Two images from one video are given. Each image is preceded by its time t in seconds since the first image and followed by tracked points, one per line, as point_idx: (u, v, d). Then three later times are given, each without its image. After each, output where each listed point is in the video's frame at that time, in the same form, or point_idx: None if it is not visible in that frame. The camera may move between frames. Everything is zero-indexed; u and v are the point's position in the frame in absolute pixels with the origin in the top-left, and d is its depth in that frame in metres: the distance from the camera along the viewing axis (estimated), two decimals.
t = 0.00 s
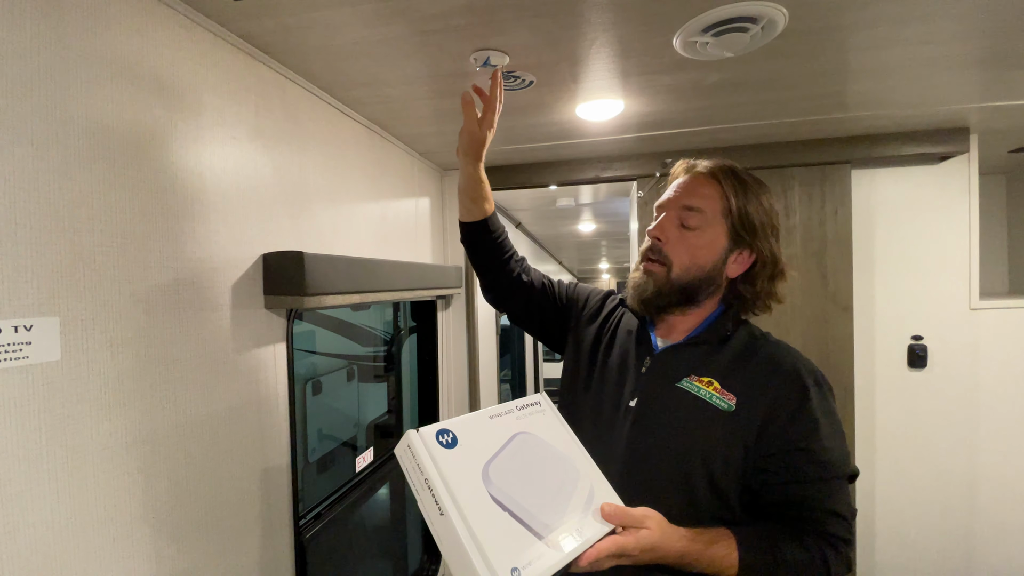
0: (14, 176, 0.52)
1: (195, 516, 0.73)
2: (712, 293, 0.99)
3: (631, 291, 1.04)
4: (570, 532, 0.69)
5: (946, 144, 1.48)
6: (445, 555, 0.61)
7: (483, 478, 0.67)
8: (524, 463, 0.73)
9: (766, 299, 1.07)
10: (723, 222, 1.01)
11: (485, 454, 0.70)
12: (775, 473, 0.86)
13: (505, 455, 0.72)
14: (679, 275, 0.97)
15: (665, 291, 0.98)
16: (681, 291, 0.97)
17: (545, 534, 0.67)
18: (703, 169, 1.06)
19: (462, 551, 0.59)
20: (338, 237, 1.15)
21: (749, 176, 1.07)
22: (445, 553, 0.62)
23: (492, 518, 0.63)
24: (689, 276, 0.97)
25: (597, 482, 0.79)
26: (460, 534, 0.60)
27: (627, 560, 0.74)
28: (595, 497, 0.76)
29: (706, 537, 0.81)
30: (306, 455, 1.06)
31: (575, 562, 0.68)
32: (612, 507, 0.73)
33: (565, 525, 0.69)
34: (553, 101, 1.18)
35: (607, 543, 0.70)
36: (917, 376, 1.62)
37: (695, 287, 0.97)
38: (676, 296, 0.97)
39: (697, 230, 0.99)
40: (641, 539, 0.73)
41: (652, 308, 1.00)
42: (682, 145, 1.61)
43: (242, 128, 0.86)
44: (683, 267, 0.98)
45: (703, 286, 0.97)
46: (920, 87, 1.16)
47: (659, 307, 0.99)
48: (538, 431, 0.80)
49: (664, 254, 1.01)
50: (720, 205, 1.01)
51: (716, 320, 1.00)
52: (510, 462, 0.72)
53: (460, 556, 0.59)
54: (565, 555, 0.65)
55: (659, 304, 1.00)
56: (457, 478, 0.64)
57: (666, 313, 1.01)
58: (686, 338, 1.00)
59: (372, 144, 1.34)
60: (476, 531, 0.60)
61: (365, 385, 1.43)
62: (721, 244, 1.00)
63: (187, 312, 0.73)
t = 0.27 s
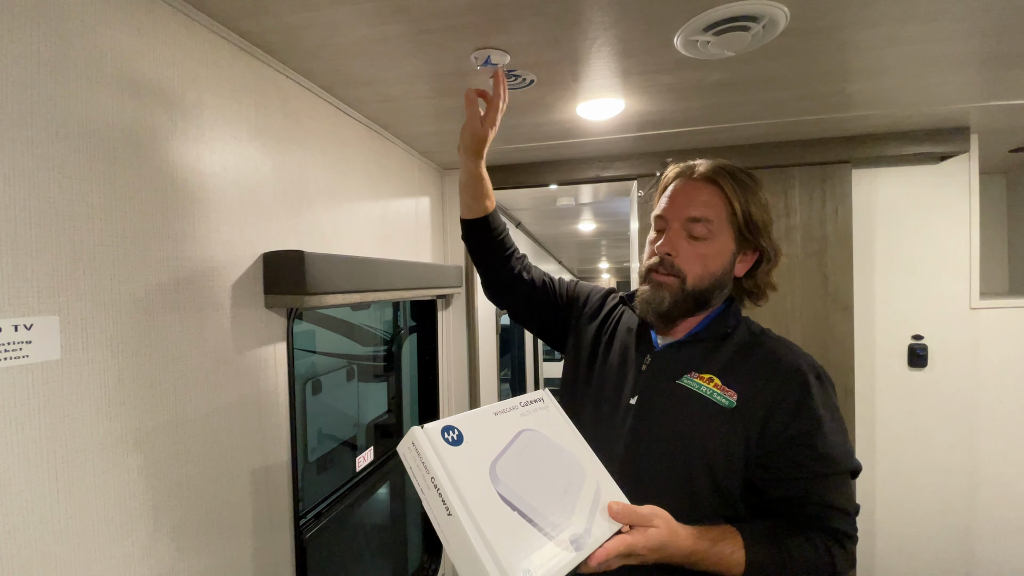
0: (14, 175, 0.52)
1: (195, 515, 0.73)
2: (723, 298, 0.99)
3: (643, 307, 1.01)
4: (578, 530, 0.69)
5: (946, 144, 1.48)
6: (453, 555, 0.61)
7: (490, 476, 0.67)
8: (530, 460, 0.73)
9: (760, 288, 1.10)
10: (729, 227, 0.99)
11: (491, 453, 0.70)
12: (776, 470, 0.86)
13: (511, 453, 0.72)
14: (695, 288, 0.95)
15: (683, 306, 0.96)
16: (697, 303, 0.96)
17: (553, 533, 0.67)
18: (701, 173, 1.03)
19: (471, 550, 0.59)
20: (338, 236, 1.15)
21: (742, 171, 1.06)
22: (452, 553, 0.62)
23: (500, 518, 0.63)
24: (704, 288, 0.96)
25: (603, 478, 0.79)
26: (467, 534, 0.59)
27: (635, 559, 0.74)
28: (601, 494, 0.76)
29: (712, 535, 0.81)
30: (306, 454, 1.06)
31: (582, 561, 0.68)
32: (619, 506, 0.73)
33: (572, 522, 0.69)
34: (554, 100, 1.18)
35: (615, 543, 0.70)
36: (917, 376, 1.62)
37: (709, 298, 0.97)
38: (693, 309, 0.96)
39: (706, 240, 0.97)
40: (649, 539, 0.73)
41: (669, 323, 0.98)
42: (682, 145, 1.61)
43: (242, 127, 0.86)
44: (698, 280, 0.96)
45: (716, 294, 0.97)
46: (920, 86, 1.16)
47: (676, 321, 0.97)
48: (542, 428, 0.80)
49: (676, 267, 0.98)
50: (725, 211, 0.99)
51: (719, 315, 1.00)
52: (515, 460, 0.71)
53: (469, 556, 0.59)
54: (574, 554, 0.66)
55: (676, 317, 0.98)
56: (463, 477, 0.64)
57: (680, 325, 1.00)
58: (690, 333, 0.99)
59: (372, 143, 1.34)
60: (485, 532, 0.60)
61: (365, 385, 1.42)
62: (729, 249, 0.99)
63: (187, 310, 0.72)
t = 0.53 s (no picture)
0: (13, 172, 0.52)
1: (195, 515, 0.73)
2: (722, 295, 1.00)
3: (643, 308, 1.00)
4: (578, 530, 0.69)
5: (947, 142, 1.48)
6: (452, 556, 0.61)
7: (489, 477, 0.67)
8: (529, 460, 0.73)
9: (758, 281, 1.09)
10: (725, 224, 0.99)
11: (490, 453, 0.70)
12: (776, 469, 0.86)
13: (511, 453, 0.72)
14: (695, 288, 0.96)
15: (684, 306, 0.96)
16: (697, 302, 0.97)
17: (553, 533, 0.66)
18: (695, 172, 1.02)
19: (470, 552, 0.59)
20: (338, 235, 1.14)
21: (735, 167, 1.05)
22: (451, 554, 0.61)
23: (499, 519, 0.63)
24: (704, 287, 0.96)
25: (602, 477, 0.79)
26: (467, 535, 0.59)
27: (635, 559, 0.74)
28: (601, 494, 0.76)
29: (714, 533, 0.81)
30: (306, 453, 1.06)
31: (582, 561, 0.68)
32: (620, 505, 0.73)
33: (572, 523, 0.69)
34: (555, 98, 1.17)
35: (615, 542, 0.70)
36: (917, 375, 1.62)
37: (709, 296, 0.97)
38: (693, 308, 0.97)
39: (703, 238, 0.97)
40: (650, 538, 0.73)
41: (671, 323, 0.98)
42: (682, 143, 1.61)
43: (242, 125, 0.86)
44: (697, 280, 0.96)
45: (716, 292, 0.97)
46: (921, 85, 1.16)
47: (677, 321, 0.98)
48: (542, 427, 0.80)
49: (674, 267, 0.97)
50: (721, 208, 0.99)
51: (719, 312, 0.99)
52: (515, 460, 0.71)
53: (468, 557, 0.59)
54: (573, 554, 0.65)
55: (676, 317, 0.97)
56: (462, 477, 0.64)
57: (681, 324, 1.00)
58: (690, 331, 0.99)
59: (373, 141, 1.34)
60: (484, 533, 0.60)
61: (365, 384, 1.42)
62: (726, 246, 0.99)
63: (187, 309, 0.72)
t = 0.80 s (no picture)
0: (14, 170, 0.52)
1: (195, 513, 0.73)
2: (718, 290, 1.00)
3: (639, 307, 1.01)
4: (575, 525, 0.69)
5: (947, 141, 1.48)
6: (448, 549, 0.61)
7: (486, 470, 0.67)
8: (526, 455, 0.73)
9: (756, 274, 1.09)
10: (718, 220, 0.99)
11: (487, 447, 0.70)
12: (775, 466, 0.86)
13: (508, 447, 0.72)
14: (690, 285, 0.96)
15: (679, 304, 0.96)
16: (692, 300, 0.97)
17: (549, 527, 0.66)
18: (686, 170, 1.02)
19: (467, 544, 0.58)
20: (338, 233, 1.14)
21: (728, 163, 1.05)
22: (447, 547, 0.61)
23: (496, 511, 0.63)
24: (698, 284, 0.96)
25: (599, 473, 0.79)
26: (463, 527, 0.59)
27: (631, 553, 0.74)
28: (598, 489, 0.76)
29: (712, 529, 0.81)
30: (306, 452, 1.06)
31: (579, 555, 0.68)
32: (617, 500, 0.73)
33: (568, 517, 0.69)
34: (555, 96, 1.17)
35: (611, 536, 0.70)
36: (917, 373, 1.62)
37: (704, 293, 0.97)
38: (689, 305, 0.97)
39: (696, 235, 0.97)
40: (646, 532, 0.73)
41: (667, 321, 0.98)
42: (682, 142, 1.61)
43: (242, 123, 0.85)
44: (691, 277, 0.96)
45: (712, 288, 0.98)
46: (921, 83, 1.16)
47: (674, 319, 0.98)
48: (539, 423, 0.80)
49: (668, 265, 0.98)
50: (713, 204, 0.99)
51: (717, 310, 0.99)
52: (511, 454, 0.71)
53: (464, 550, 0.59)
54: (570, 549, 0.65)
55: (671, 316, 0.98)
56: (459, 470, 0.64)
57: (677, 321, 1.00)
58: (688, 329, 0.99)
59: (372, 140, 1.34)
60: (480, 525, 0.60)
61: (365, 383, 1.42)
62: (719, 242, 0.99)
63: (187, 307, 0.72)
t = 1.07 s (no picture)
0: (13, 168, 0.51)
1: (195, 511, 0.73)
2: (717, 289, 0.99)
3: (636, 307, 1.01)
4: (572, 518, 0.69)
5: (947, 140, 1.48)
6: (446, 540, 0.61)
7: (484, 462, 0.67)
8: (524, 448, 0.73)
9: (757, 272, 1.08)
10: (713, 218, 0.99)
11: (485, 439, 0.70)
12: (773, 464, 0.86)
13: (506, 440, 0.72)
14: (686, 284, 0.96)
15: (676, 303, 0.96)
16: (689, 299, 0.97)
17: (547, 519, 0.66)
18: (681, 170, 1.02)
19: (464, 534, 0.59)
20: (338, 232, 1.14)
21: (724, 161, 1.04)
22: (445, 538, 0.61)
23: (493, 502, 0.63)
24: (695, 283, 0.96)
25: (598, 468, 0.79)
26: (461, 518, 0.59)
27: (628, 547, 0.74)
28: (596, 483, 0.76)
29: (710, 525, 0.81)
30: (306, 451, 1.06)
31: (576, 548, 0.68)
32: (614, 495, 0.73)
33: (566, 510, 0.69)
34: (555, 95, 1.17)
35: (609, 528, 0.70)
36: (917, 372, 1.63)
37: (701, 291, 0.97)
38: (686, 304, 0.97)
39: (690, 235, 0.97)
40: (644, 526, 0.73)
41: (665, 321, 0.98)
42: (683, 141, 1.61)
43: (242, 122, 0.85)
44: (687, 276, 0.96)
45: (709, 287, 0.97)
46: (922, 82, 1.15)
47: (671, 318, 0.98)
48: (538, 417, 0.80)
49: (664, 265, 0.98)
50: (708, 203, 0.99)
51: (715, 309, 0.99)
52: (510, 447, 0.71)
53: (462, 541, 0.59)
54: (568, 541, 0.65)
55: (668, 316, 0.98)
56: (457, 461, 0.64)
57: (676, 321, 1.00)
58: (686, 328, 0.99)
59: (372, 139, 1.34)
60: (478, 516, 0.60)
61: (365, 382, 1.42)
62: (715, 241, 0.99)
63: (187, 306, 0.72)
